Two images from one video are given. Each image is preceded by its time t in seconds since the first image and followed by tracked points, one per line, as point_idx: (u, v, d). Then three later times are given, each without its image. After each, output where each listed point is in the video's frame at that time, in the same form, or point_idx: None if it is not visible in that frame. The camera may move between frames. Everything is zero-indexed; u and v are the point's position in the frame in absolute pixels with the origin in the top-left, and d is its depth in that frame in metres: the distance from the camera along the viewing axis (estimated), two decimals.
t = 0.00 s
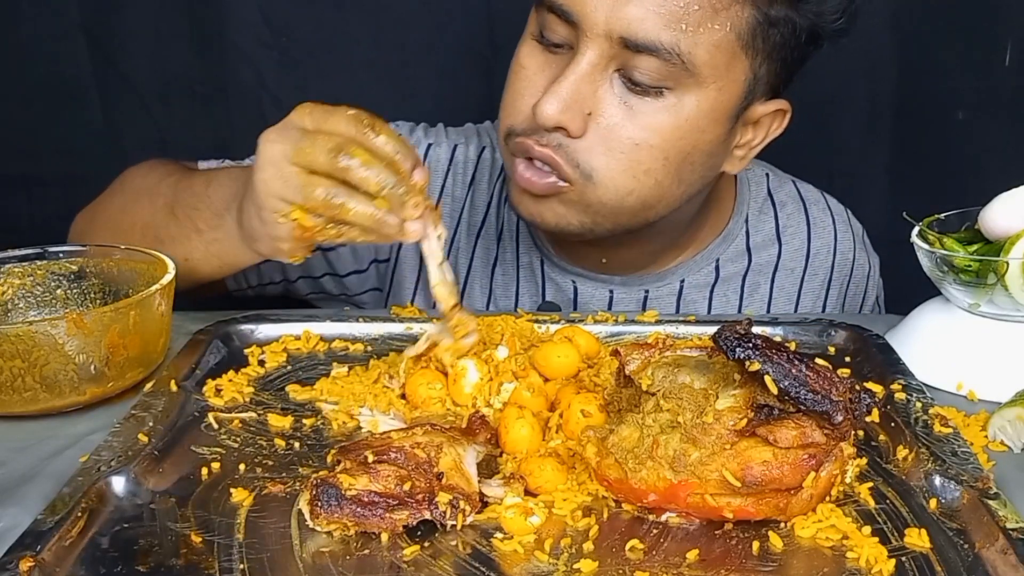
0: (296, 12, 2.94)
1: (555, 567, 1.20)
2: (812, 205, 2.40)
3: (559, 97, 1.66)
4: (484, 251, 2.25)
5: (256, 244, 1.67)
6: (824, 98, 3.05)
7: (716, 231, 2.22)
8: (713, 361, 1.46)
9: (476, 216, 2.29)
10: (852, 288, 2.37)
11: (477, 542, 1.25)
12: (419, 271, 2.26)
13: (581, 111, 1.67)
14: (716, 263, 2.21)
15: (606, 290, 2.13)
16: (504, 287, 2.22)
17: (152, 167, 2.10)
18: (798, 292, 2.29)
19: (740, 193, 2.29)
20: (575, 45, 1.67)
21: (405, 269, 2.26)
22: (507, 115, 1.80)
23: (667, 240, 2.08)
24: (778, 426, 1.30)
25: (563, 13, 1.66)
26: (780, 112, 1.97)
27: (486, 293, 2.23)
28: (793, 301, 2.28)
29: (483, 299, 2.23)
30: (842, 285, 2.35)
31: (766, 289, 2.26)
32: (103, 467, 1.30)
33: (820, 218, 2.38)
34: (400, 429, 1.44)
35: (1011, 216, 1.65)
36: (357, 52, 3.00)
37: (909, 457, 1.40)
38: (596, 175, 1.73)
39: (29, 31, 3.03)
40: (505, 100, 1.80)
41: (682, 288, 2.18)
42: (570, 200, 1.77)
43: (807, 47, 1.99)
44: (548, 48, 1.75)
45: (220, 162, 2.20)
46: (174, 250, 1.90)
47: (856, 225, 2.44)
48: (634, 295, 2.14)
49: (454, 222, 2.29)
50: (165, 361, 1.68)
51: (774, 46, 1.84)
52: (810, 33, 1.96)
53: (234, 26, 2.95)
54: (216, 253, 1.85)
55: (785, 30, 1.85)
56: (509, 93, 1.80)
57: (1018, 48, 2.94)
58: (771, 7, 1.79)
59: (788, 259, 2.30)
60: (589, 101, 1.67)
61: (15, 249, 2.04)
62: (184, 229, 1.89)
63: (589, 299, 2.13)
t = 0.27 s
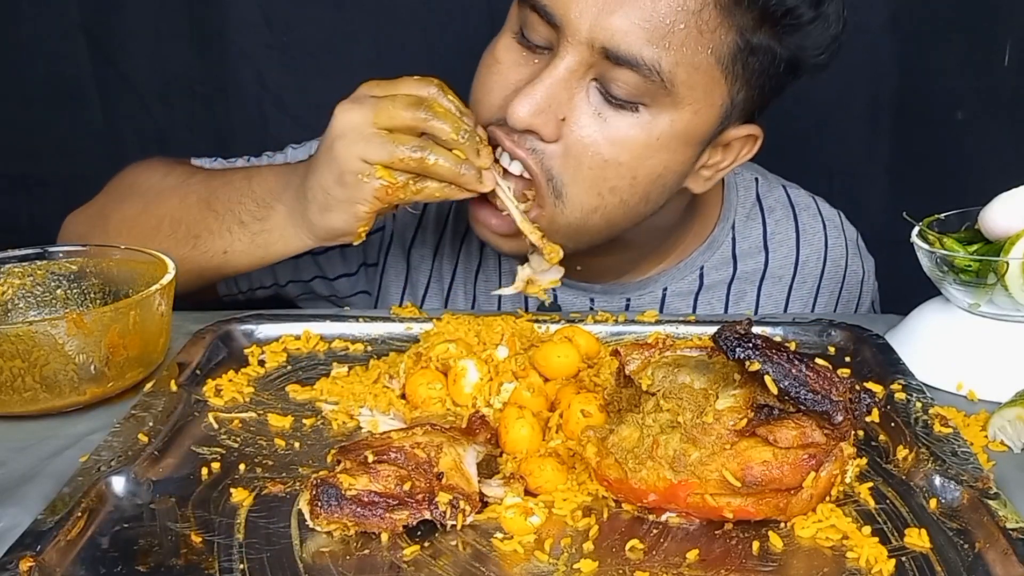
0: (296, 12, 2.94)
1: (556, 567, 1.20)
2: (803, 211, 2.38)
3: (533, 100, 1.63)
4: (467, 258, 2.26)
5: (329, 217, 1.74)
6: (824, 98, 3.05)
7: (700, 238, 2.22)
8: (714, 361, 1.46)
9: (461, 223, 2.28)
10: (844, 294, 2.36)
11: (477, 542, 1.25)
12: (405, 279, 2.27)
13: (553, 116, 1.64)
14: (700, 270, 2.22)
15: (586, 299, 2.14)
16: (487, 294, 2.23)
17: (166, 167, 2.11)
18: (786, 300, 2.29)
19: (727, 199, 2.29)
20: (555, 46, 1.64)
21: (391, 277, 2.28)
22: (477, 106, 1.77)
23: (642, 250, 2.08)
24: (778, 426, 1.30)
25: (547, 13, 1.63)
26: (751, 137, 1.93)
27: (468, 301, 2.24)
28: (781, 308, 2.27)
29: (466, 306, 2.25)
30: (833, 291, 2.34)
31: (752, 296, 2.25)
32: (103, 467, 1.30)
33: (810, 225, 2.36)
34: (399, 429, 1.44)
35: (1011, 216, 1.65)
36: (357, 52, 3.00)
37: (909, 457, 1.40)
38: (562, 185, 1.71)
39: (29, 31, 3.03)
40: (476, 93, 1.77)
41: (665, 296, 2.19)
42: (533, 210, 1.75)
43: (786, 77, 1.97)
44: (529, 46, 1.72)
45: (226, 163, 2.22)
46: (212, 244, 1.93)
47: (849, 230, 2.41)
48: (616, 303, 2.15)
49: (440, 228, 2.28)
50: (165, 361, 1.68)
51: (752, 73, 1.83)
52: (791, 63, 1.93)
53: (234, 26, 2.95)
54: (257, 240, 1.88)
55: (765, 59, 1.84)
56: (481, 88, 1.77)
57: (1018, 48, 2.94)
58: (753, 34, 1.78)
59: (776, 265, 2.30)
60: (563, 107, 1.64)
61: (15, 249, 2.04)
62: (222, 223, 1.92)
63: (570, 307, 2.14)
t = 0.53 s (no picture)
0: (296, 12, 2.94)
1: (556, 567, 1.20)
2: (802, 212, 2.39)
3: (518, 118, 1.62)
4: (464, 259, 2.26)
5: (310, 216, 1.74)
6: (824, 98, 3.05)
7: (699, 239, 2.22)
8: (713, 361, 1.46)
9: (457, 223, 2.28)
10: (843, 295, 2.36)
11: (478, 542, 1.25)
12: (401, 280, 2.27)
13: (538, 134, 1.63)
14: (699, 273, 2.22)
15: (584, 300, 2.14)
16: (485, 295, 2.23)
17: (159, 170, 2.13)
18: (785, 301, 2.29)
19: (726, 200, 2.29)
20: (542, 63, 1.63)
21: (388, 277, 2.27)
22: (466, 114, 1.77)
23: (637, 251, 2.08)
24: (778, 426, 1.30)
25: (534, 30, 1.62)
26: (743, 149, 1.93)
27: (466, 301, 2.24)
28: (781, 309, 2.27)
29: (463, 306, 2.24)
30: (831, 292, 2.34)
31: (751, 298, 2.25)
32: (103, 467, 1.30)
33: (809, 226, 2.37)
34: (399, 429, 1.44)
35: (1010, 216, 1.65)
36: (357, 52, 3.00)
37: (909, 457, 1.40)
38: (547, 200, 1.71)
39: (29, 31, 3.03)
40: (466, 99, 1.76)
41: (663, 297, 2.19)
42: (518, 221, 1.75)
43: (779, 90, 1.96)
44: (517, 58, 1.71)
45: (219, 165, 2.22)
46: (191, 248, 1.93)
47: (847, 230, 2.42)
48: (613, 304, 2.15)
49: (436, 229, 2.29)
50: (165, 361, 1.68)
51: (744, 91, 1.82)
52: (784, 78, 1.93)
53: (234, 26, 2.95)
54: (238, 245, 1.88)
55: (757, 77, 1.84)
56: (471, 95, 1.77)
57: (1018, 47, 2.92)
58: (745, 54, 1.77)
59: (774, 267, 2.30)
60: (547, 126, 1.63)
61: (15, 249, 2.04)
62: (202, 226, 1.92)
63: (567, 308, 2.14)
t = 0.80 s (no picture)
0: (296, 13, 2.94)
1: (555, 567, 1.20)
2: (810, 212, 2.40)
3: (553, 144, 1.63)
4: (472, 256, 2.26)
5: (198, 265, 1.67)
6: (823, 98, 3.05)
7: (710, 237, 2.21)
8: (713, 361, 1.46)
9: (466, 220, 2.28)
10: (852, 295, 2.35)
11: (477, 542, 1.25)
12: (409, 273, 2.31)
13: (575, 155, 1.65)
14: (709, 271, 2.21)
15: (596, 298, 2.12)
16: (492, 292, 2.23)
17: (140, 166, 2.12)
18: (794, 299, 2.28)
19: (736, 200, 2.29)
20: (564, 83, 1.63)
21: (396, 272, 2.32)
22: (496, 146, 1.79)
23: (661, 249, 2.07)
24: (778, 426, 1.30)
25: (551, 52, 1.62)
26: (769, 122, 1.96)
27: (474, 298, 2.25)
28: (790, 307, 2.27)
29: (471, 302, 2.25)
30: (840, 292, 2.34)
31: (761, 296, 2.25)
32: (103, 467, 1.30)
33: (818, 226, 2.37)
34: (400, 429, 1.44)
35: (1011, 216, 1.65)
36: (357, 52, 3.00)
37: (910, 457, 1.40)
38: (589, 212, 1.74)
39: (29, 31, 3.03)
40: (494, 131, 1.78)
41: (674, 296, 2.18)
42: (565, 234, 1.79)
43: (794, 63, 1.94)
44: (534, 81, 1.71)
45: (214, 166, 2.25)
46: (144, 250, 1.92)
47: (856, 232, 2.43)
48: (624, 302, 2.14)
49: (444, 226, 2.30)
50: (165, 361, 1.68)
51: (764, 72, 1.82)
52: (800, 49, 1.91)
53: (234, 26, 2.95)
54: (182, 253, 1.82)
55: (775, 55, 1.83)
56: (496, 123, 1.78)
57: (1017, 48, 2.93)
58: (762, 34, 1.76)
59: (783, 266, 2.30)
60: (583, 145, 1.65)
61: (15, 249, 2.04)
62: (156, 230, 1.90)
63: (579, 305, 2.13)
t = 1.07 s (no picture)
0: (296, 12, 2.94)
1: (555, 566, 1.20)
2: (819, 212, 2.40)
3: (563, 142, 1.63)
4: (482, 252, 2.27)
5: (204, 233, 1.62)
6: (823, 97, 3.05)
7: (719, 236, 2.21)
8: (713, 361, 1.46)
9: (477, 215, 2.29)
10: (860, 296, 2.35)
11: (477, 542, 1.25)
12: (418, 268, 2.30)
13: (586, 152, 1.65)
14: (719, 269, 2.21)
15: (606, 295, 2.13)
16: (501, 288, 2.24)
17: (157, 152, 2.13)
18: (803, 298, 2.28)
19: (746, 198, 2.29)
20: (571, 82, 1.64)
21: (406, 265, 2.30)
22: (508, 153, 1.80)
23: (674, 246, 2.07)
24: (778, 426, 1.30)
25: (558, 52, 1.62)
26: (782, 117, 1.95)
27: (483, 294, 2.25)
28: (799, 307, 2.27)
29: (480, 300, 2.25)
30: (848, 292, 2.34)
31: (769, 295, 2.26)
32: (103, 467, 1.31)
33: (827, 226, 2.37)
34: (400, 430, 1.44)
35: (1011, 216, 1.65)
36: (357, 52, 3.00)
37: (909, 457, 1.40)
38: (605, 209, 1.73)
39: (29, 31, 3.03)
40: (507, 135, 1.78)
41: (684, 294, 2.18)
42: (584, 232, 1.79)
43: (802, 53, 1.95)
44: (543, 83, 1.71)
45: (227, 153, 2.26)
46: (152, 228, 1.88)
47: (864, 233, 2.42)
48: (634, 300, 2.14)
49: (455, 221, 2.30)
50: (164, 361, 1.68)
51: (775, 61, 1.82)
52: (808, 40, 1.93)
53: (235, 25, 2.95)
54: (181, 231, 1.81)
55: (784, 44, 1.83)
56: (507, 127, 1.78)
57: (1017, 48, 2.93)
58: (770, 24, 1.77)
59: (793, 265, 2.29)
60: (594, 143, 1.64)
61: (15, 248, 2.04)
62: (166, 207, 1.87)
63: (588, 302, 2.14)
